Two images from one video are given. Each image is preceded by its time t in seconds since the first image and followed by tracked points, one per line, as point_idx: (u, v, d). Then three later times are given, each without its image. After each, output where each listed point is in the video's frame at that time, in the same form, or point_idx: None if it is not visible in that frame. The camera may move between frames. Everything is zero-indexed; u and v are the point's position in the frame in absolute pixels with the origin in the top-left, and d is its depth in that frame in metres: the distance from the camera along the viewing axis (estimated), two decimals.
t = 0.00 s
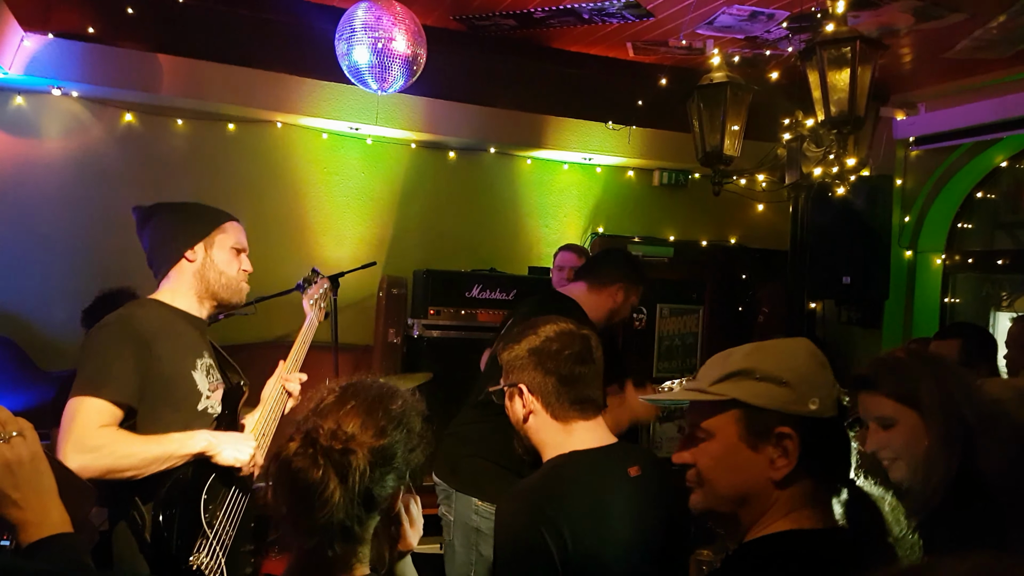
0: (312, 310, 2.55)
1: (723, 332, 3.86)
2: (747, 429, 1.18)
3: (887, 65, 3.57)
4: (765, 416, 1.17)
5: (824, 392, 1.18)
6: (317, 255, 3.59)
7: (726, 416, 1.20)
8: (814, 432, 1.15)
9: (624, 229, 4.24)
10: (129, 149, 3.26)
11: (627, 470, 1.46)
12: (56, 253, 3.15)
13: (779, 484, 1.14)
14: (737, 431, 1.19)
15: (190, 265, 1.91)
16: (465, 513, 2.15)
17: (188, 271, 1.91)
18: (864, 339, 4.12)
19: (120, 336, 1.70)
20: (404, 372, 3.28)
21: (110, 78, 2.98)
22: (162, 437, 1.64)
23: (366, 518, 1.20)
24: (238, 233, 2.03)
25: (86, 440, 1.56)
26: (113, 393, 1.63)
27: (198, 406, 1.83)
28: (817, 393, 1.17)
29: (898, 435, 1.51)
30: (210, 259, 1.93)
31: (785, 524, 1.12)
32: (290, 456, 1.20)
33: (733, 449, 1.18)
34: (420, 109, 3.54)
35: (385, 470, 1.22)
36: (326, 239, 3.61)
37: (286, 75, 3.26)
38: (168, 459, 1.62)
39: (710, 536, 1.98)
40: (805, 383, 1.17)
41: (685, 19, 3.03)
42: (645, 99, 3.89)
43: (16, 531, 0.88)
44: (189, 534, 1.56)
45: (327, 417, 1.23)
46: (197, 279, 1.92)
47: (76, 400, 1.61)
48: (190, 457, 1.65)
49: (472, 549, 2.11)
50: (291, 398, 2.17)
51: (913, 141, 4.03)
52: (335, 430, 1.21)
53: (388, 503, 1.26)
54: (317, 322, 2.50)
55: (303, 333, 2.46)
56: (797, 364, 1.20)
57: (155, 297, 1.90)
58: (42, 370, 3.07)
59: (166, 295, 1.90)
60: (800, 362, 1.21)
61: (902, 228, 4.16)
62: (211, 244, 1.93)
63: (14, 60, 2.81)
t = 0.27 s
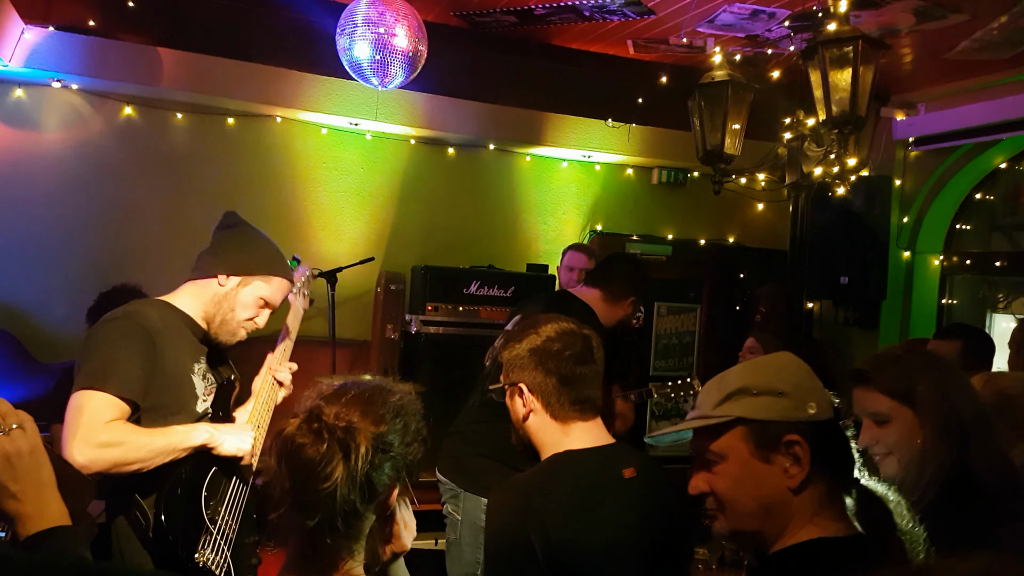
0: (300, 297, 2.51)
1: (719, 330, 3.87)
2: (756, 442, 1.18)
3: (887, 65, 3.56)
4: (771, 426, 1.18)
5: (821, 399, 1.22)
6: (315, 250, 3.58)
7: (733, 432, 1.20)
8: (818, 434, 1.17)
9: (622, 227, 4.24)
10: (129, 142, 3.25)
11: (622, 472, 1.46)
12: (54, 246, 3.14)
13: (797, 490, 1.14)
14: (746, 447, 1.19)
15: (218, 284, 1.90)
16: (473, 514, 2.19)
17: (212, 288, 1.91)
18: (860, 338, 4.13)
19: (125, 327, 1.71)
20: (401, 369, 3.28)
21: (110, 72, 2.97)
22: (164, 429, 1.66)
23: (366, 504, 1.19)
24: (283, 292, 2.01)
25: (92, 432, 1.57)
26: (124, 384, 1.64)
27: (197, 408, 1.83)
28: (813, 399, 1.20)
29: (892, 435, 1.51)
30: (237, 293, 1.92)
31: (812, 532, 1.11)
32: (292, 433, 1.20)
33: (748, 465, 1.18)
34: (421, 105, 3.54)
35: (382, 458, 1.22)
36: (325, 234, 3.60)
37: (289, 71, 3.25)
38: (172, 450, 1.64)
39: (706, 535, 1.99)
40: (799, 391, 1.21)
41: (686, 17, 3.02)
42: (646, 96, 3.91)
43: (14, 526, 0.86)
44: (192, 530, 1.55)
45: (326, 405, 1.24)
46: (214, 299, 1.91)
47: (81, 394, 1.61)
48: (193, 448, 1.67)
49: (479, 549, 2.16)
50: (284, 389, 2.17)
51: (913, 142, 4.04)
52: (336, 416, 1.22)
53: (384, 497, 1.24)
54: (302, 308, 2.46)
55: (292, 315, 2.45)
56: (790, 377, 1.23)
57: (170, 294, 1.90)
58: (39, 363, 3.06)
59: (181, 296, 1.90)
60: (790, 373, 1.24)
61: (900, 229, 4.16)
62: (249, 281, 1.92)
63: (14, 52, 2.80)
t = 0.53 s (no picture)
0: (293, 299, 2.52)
1: (711, 331, 3.90)
2: (786, 424, 1.24)
3: (877, 69, 3.60)
4: (804, 412, 1.23)
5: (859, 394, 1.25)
6: (309, 247, 3.59)
7: (767, 407, 1.26)
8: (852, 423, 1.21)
9: (617, 227, 4.26)
10: (119, 135, 3.25)
11: (619, 471, 1.52)
12: (44, 240, 3.14)
13: (814, 476, 1.21)
14: (774, 424, 1.25)
15: (185, 261, 1.91)
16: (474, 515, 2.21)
17: (182, 268, 1.92)
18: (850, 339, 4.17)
19: (115, 324, 1.71)
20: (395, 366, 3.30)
21: (99, 64, 2.96)
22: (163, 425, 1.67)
23: (357, 508, 1.22)
24: (237, 234, 2.02)
25: (91, 428, 1.57)
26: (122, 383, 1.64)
27: (192, 399, 1.84)
28: (852, 394, 1.23)
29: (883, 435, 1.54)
30: (205, 257, 1.93)
31: (822, 519, 1.19)
32: (279, 450, 1.22)
33: (771, 443, 1.24)
34: (417, 104, 3.52)
35: (371, 462, 1.24)
36: (319, 231, 3.61)
37: (279, 65, 3.25)
38: (173, 446, 1.65)
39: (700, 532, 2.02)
40: (842, 384, 1.24)
41: (680, 20, 3.05)
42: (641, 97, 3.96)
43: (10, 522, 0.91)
44: (191, 528, 1.59)
45: (312, 411, 1.25)
46: (190, 275, 1.93)
47: (76, 391, 1.61)
48: (192, 444, 1.68)
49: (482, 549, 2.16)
50: (279, 389, 2.16)
51: (902, 146, 4.08)
52: (321, 424, 1.23)
53: (376, 493, 1.28)
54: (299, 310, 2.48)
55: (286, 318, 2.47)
56: (838, 368, 1.26)
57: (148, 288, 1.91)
58: (31, 359, 3.06)
59: (158, 287, 1.91)
60: (840, 366, 1.27)
61: (889, 232, 4.21)
62: (208, 242, 1.93)
63: None
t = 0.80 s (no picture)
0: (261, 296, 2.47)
1: (674, 331, 3.92)
2: (742, 431, 1.29)
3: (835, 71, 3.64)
4: (756, 416, 1.29)
5: (807, 396, 1.29)
6: (268, 249, 3.52)
7: (722, 415, 1.32)
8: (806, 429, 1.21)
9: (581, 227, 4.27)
10: (70, 135, 3.13)
11: (598, 480, 1.58)
12: None
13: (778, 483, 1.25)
14: (731, 432, 1.30)
15: (147, 258, 1.85)
16: (432, 521, 2.20)
17: (143, 264, 1.85)
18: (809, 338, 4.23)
19: (71, 326, 1.65)
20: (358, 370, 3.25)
21: (50, 62, 2.86)
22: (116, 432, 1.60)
23: (329, 509, 1.20)
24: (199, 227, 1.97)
25: (39, 433, 1.51)
26: (71, 387, 1.58)
27: (150, 402, 1.78)
28: (802, 397, 1.29)
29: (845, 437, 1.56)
30: (168, 254, 1.88)
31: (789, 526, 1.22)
32: (247, 451, 1.18)
33: (730, 449, 1.29)
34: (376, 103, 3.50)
35: (342, 462, 1.22)
36: (278, 232, 3.54)
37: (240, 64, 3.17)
38: (125, 453, 1.59)
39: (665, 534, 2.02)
40: (793, 388, 1.29)
41: (642, 21, 3.05)
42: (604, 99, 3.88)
43: None
44: (143, 535, 1.61)
45: (277, 413, 1.23)
46: (150, 271, 1.87)
47: (24, 395, 1.54)
48: (146, 450, 1.62)
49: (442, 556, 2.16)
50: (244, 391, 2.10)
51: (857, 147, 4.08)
52: (291, 424, 1.21)
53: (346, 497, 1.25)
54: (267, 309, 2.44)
55: (253, 316, 2.42)
56: (785, 373, 1.32)
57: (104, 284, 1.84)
58: None
59: (115, 283, 1.84)
60: (787, 371, 1.33)
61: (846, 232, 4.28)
62: (171, 239, 1.88)
63: None
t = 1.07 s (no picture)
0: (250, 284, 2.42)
1: (652, 325, 3.92)
2: (717, 443, 1.31)
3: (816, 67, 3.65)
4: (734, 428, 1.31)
5: (789, 406, 1.32)
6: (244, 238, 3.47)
7: (696, 427, 1.34)
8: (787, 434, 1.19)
9: (562, 219, 4.26)
10: (41, 122, 3.06)
11: (583, 482, 1.59)
12: None
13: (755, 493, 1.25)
14: (706, 444, 1.32)
15: (107, 245, 1.80)
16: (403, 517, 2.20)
17: (103, 252, 1.80)
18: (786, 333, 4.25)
19: (38, 326, 1.61)
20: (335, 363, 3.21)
21: (22, 47, 2.79)
22: (83, 434, 1.55)
23: (305, 525, 1.23)
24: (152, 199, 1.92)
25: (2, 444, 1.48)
26: (35, 395, 1.55)
27: (124, 395, 1.76)
28: (781, 407, 1.31)
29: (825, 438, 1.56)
30: (128, 237, 1.83)
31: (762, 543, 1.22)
32: (219, 471, 1.19)
33: (706, 463, 1.31)
34: (358, 90, 3.47)
35: (316, 475, 1.24)
36: (254, 221, 3.49)
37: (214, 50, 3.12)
38: (93, 456, 1.55)
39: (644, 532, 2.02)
40: (770, 397, 1.32)
41: (625, 14, 3.03)
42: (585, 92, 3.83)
43: None
44: (115, 531, 1.50)
45: (249, 428, 1.22)
46: (112, 257, 1.82)
47: None
48: (115, 450, 1.57)
49: (414, 554, 2.17)
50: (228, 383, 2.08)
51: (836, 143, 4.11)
52: (262, 440, 1.20)
53: (323, 505, 1.28)
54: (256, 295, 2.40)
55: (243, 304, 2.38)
56: (763, 380, 1.34)
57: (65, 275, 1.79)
58: None
59: (79, 274, 1.79)
60: (764, 377, 1.35)
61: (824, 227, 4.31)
62: (129, 221, 1.83)
63: None
